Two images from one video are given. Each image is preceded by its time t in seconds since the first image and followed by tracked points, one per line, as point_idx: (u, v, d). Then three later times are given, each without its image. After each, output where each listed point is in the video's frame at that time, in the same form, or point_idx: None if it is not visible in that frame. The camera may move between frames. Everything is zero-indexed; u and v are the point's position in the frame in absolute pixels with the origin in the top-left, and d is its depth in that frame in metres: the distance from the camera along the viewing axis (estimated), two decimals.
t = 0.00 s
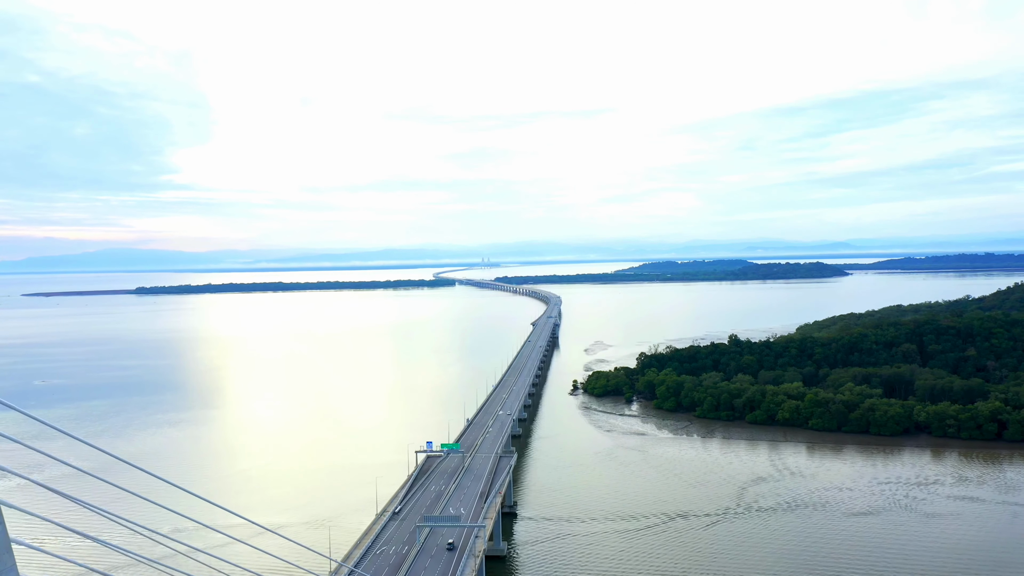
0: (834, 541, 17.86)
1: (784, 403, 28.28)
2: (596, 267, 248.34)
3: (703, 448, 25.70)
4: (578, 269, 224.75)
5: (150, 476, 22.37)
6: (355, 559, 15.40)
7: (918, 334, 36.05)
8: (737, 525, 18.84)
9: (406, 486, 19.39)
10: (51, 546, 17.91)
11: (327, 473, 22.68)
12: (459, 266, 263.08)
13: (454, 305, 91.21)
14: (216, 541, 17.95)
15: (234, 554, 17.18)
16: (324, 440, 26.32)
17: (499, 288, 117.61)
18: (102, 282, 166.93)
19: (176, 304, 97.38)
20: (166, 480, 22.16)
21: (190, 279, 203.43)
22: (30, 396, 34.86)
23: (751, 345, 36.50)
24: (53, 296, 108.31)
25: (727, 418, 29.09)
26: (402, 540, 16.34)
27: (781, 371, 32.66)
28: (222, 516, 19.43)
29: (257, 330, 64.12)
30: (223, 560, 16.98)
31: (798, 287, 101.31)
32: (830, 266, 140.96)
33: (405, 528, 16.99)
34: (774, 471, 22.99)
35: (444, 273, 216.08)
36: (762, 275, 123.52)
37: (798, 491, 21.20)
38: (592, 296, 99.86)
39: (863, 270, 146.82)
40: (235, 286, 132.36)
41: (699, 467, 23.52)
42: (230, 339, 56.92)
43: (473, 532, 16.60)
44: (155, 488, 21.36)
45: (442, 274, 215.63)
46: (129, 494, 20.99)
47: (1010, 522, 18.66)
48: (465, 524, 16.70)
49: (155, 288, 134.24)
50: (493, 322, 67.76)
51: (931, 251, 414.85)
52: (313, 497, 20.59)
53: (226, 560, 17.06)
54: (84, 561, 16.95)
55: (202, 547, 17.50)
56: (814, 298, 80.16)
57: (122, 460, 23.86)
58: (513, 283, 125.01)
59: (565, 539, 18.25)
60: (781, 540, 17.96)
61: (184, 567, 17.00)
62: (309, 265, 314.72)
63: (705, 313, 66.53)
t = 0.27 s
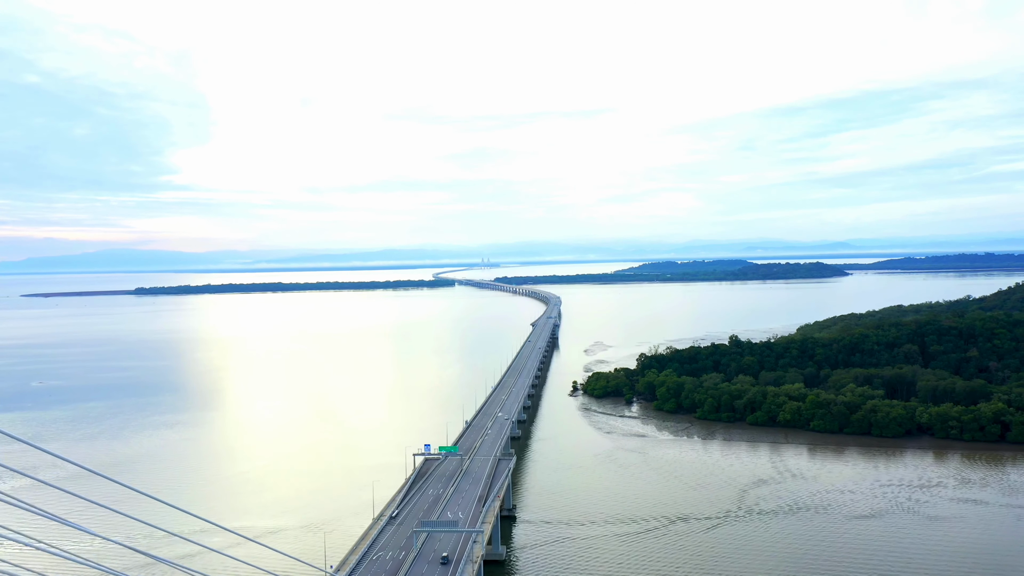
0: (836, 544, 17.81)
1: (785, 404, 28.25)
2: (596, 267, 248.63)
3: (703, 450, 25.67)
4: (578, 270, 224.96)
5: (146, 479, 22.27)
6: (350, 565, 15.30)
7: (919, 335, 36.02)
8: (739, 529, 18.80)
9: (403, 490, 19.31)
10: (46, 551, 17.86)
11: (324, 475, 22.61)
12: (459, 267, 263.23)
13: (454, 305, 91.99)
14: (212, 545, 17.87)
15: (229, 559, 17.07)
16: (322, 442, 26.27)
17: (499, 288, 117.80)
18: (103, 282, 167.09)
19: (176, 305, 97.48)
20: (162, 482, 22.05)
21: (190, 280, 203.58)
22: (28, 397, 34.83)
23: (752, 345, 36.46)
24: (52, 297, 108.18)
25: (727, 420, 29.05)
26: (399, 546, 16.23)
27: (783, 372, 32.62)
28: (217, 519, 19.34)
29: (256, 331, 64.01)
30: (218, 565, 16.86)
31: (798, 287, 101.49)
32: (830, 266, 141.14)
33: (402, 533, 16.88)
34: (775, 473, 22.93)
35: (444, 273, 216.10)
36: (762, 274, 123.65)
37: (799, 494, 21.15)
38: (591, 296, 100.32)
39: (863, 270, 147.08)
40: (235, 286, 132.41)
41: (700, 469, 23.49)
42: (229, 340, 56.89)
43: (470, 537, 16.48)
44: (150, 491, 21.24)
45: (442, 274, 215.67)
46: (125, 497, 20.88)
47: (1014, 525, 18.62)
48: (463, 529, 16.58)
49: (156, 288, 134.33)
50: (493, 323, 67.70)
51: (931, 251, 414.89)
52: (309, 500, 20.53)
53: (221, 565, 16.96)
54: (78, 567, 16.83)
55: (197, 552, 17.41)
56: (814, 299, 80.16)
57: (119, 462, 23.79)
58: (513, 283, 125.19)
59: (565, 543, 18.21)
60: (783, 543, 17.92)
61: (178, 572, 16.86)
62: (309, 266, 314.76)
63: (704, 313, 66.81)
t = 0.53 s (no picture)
0: (838, 548, 17.76)
1: (786, 405, 28.21)
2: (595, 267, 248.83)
3: (703, 452, 25.61)
4: (577, 270, 225.10)
5: (141, 482, 22.18)
6: (346, 571, 15.20)
7: (921, 335, 35.97)
8: (739, 532, 18.74)
9: (401, 493, 19.20)
10: (40, 553, 17.80)
11: (320, 477, 22.53)
12: (459, 267, 263.35)
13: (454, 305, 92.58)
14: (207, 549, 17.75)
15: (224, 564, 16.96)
16: (319, 443, 26.19)
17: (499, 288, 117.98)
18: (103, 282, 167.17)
19: (175, 305, 97.49)
20: (158, 485, 21.94)
21: (191, 280, 203.69)
22: (25, 398, 34.84)
23: (752, 346, 36.41)
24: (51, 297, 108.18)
25: (728, 421, 29.00)
26: (396, 551, 16.14)
27: (784, 373, 32.58)
28: (213, 522, 19.25)
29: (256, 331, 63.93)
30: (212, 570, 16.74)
31: (798, 287, 101.60)
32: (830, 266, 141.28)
33: (399, 538, 16.77)
34: (776, 475, 22.89)
35: (444, 273, 216.17)
36: (762, 274, 123.76)
37: (801, 496, 21.10)
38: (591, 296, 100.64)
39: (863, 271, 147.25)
40: (235, 286, 132.52)
41: (700, 472, 23.43)
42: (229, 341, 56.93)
43: (468, 542, 16.38)
44: (146, 494, 21.13)
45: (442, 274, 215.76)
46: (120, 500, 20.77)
47: (1018, 529, 18.57)
48: (460, 534, 16.47)
49: (156, 288, 134.60)
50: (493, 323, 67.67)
51: (931, 250, 414.84)
52: (305, 503, 20.44)
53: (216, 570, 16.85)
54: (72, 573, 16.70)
55: (192, 557, 17.31)
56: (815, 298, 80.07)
57: (114, 464, 23.73)
58: (512, 283, 125.38)
59: (565, 547, 18.15)
60: (785, 547, 17.85)
61: None
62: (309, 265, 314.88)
63: (704, 313, 67.02)
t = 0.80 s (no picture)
0: (840, 552, 17.73)
1: (787, 407, 28.19)
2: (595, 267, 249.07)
3: (703, 454, 25.59)
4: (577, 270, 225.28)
5: (137, 485, 22.08)
6: None
7: (923, 336, 35.95)
8: (741, 536, 18.71)
9: (398, 497, 19.12)
10: (35, 556, 17.72)
11: (317, 480, 22.47)
12: (458, 267, 263.49)
13: (453, 305, 93.15)
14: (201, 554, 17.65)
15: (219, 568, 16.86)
16: (317, 445, 26.16)
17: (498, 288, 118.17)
18: (103, 283, 167.05)
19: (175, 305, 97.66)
20: (154, 488, 21.84)
21: (190, 280, 203.66)
22: (22, 399, 34.76)
23: (753, 347, 36.37)
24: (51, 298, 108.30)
25: (729, 423, 28.96)
26: (392, 557, 16.05)
27: (785, 374, 32.56)
28: (208, 526, 19.16)
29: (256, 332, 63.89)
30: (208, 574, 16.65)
31: (798, 287, 101.77)
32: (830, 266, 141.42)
33: (395, 543, 16.69)
34: (777, 478, 22.86)
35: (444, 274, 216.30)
36: (762, 274, 123.91)
37: (802, 499, 21.07)
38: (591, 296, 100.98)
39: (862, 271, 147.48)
40: (235, 286, 132.40)
41: (701, 474, 23.40)
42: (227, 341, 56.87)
43: (465, 548, 16.32)
44: (142, 497, 21.05)
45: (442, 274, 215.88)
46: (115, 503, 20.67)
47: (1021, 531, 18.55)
48: (457, 540, 16.41)
49: (155, 288, 134.43)
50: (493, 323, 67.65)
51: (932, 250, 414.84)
52: (302, 506, 20.39)
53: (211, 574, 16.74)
54: None
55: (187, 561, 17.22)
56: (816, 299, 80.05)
57: (110, 467, 23.64)
58: (512, 283, 125.58)
59: (565, 551, 18.12)
60: (786, 551, 17.82)
61: None
62: (309, 265, 314.75)
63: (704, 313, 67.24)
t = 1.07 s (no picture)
0: (841, 556, 17.69)
1: (788, 408, 28.16)
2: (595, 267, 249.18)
3: (704, 456, 25.56)
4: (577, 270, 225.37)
5: (133, 487, 22.04)
6: None
7: (925, 337, 35.91)
8: (741, 539, 18.68)
9: (396, 501, 19.05)
10: (29, 559, 17.67)
11: (314, 483, 22.44)
12: (459, 267, 263.57)
13: (453, 305, 93.58)
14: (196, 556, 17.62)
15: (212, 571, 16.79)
16: (315, 447, 26.13)
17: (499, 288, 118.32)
18: (104, 283, 167.18)
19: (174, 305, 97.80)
20: (151, 491, 21.79)
21: (191, 280, 203.74)
22: (20, 401, 34.74)
23: (754, 347, 36.35)
24: (50, 298, 108.25)
25: (730, 424, 28.94)
26: (389, 562, 15.96)
27: (786, 375, 32.54)
28: (201, 528, 19.13)
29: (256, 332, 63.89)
30: None
31: (798, 288, 101.89)
32: (830, 267, 141.52)
33: (393, 548, 16.63)
34: (778, 480, 22.85)
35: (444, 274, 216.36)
36: (762, 274, 124.00)
37: (804, 502, 21.03)
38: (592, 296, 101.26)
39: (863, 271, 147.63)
40: (235, 286, 132.43)
41: (701, 476, 23.38)
42: (227, 342, 56.84)
43: (463, 553, 16.29)
44: (137, 500, 20.99)
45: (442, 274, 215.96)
46: (110, 506, 20.63)
47: None
48: (455, 545, 16.37)
49: (155, 288, 134.16)
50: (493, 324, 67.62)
51: (932, 250, 414.71)
52: (298, 509, 20.37)
53: None
54: None
55: (180, 564, 17.18)
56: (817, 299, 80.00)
57: (107, 470, 23.58)
58: (512, 284, 125.65)
59: (564, 554, 18.09)
60: (789, 555, 17.77)
61: None
62: (309, 265, 314.69)
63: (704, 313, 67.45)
